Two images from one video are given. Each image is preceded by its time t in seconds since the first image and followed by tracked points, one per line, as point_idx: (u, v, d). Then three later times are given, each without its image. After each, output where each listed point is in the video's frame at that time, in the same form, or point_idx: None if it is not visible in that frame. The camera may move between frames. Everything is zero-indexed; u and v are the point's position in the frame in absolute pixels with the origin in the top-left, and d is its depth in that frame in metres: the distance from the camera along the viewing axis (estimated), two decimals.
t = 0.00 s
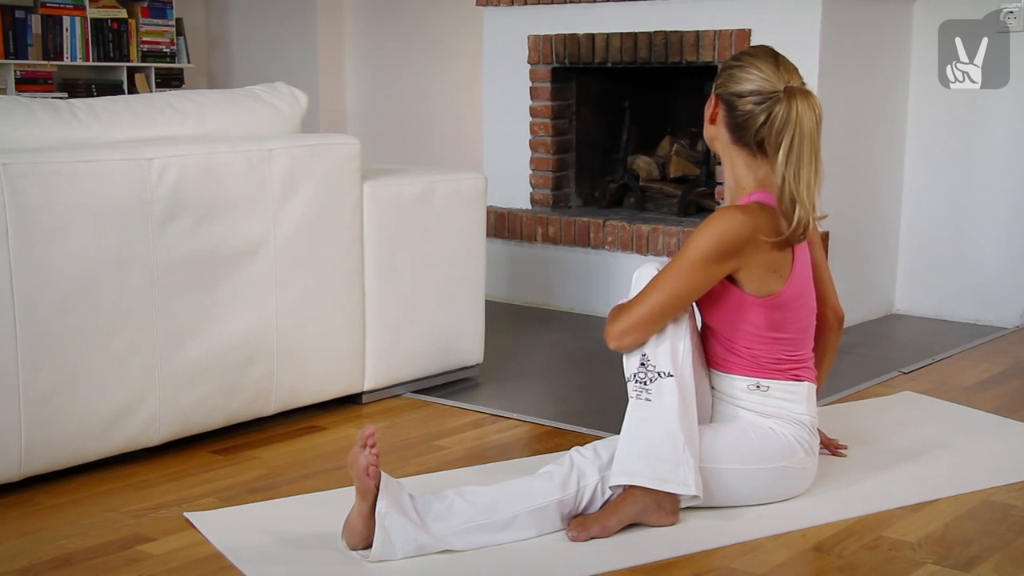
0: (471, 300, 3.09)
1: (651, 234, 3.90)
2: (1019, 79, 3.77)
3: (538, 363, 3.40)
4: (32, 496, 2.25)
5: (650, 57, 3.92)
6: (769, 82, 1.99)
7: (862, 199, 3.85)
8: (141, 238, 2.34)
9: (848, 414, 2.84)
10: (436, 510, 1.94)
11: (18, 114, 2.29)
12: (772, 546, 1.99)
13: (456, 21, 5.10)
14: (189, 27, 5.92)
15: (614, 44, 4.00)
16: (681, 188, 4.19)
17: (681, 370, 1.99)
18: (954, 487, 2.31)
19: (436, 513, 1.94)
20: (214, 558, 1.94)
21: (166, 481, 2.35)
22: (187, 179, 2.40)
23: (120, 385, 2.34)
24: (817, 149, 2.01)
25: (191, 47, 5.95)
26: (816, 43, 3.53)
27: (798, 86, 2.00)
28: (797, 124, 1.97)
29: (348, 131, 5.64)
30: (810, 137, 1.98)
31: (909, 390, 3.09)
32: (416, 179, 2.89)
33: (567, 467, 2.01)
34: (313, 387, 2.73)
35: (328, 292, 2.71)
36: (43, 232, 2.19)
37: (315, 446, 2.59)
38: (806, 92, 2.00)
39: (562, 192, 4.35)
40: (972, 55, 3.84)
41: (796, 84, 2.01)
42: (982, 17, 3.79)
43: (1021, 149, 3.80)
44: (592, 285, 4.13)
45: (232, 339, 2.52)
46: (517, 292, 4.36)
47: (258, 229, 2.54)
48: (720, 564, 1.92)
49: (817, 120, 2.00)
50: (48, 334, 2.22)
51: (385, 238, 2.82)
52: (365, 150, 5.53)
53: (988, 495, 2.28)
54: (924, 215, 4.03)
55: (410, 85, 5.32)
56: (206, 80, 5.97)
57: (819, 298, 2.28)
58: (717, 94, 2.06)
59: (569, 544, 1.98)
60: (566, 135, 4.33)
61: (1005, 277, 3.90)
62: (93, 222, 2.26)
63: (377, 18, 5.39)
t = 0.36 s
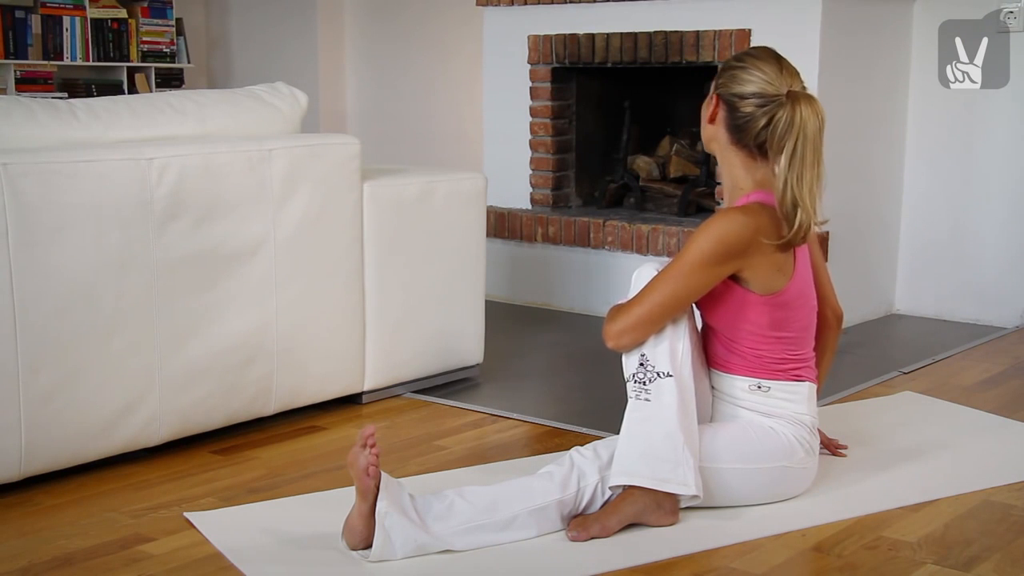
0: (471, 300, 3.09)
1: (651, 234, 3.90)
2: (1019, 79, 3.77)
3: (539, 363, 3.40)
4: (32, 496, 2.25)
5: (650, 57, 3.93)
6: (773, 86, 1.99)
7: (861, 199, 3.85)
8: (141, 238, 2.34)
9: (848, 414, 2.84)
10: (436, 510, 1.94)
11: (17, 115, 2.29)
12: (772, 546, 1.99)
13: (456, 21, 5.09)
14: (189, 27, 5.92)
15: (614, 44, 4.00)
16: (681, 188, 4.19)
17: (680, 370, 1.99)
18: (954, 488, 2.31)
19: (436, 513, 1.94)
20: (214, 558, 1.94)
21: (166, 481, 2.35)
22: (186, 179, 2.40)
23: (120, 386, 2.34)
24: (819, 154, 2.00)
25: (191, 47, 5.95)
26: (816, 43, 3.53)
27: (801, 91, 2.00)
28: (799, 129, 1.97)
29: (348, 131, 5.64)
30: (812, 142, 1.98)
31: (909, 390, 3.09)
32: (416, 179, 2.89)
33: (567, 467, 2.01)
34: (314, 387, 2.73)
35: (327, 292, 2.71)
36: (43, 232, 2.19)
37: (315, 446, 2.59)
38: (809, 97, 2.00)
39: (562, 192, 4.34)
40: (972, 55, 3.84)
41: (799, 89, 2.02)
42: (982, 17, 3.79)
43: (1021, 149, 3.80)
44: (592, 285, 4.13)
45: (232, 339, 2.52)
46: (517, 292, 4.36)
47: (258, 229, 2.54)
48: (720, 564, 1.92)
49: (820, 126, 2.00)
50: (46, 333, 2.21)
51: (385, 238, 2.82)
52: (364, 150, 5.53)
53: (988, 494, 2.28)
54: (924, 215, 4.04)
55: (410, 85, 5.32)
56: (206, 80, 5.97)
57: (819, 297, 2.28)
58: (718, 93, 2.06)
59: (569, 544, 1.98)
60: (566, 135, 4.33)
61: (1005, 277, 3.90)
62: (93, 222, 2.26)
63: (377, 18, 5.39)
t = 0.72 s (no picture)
0: (471, 300, 3.09)
1: (651, 234, 3.90)
2: (1019, 79, 3.77)
3: (539, 363, 3.40)
4: (33, 496, 2.25)
5: (650, 57, 3.93)
6: (782, 88, 2.00)
7: (862, 199, 3.85)
8: (141, 238, 2.34)
9: (849, 414, 2.84)
10: (436, 510, 1.94)
11: (18, 115, 2.29)
12: (772, 546, 1.99)
13: (456, 21, 5.09)
14: (189, 27, 5.92)
15: (614, 44, 4.00)
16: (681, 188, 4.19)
17: (669, 375, 1.99)
18: (954, 488, 2.31)
19: (437, 513, 1.94)
20: (214, 558, 1.94)
21: (166, 481, 2.35)
22: (187, 179, 2.40)
23: (120, 386, 2.34)
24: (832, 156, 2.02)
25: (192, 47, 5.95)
26: (816, 43, 3.53)
27: (809, 94, 2.01)
28: (814, 130, 1.97)
29: (348, 131, 5.64)
30: (826, 144, 1.99)
31: (909, 390, 3.08)
32: (416, 179, 2.89)
33: (567, 468, 2.01)
34: (314, 387, 2.73)
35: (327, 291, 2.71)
36: (43, 232, 2.19)
37: (315, 446, 2.59)
38: (819, 100, 2.01)
39: (562, 192, 4.34)
40: (972, 55, 3.84)
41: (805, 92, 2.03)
42: (982, 17, 3.79)
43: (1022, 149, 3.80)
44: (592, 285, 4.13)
45: (232, 339, 2.52)
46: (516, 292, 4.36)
47: (258, 229, 2.54)
48: (720, 564, 1.92)
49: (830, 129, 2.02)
50: (46, 332, 2.21)
51: (385, 238, 2.82)
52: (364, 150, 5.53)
53: (988, 494, 2.28)
54: (924, 215, 4.03)
55: (411, 85, 5.32)
56: (206, 80, 5.97)
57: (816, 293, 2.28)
58: (724, 94, 2.05)
59: (568, 544, 1.97)
60: (566, 135, 4.33)
61: (1005, 277, 3.90)
62: (93, 222, 2.26)
63: (377, 19, 5.39)
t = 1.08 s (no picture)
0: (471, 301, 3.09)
1: (651, 234, 3.90)
2: (1019, 80, 3.77)
3: (539, 363, 3.40)
4: (33, 496, 2.25)
5: (650, 57, 3.93)
6: (788, 88, 2.01)
7: (862, 199, 3.85)
8: (141, 238, 2.34)
9: (849, 414, 2.84)
10: (436, 510, 1.94)
11: (18, 115, 2.29)
12: (771, 546, 1.99)
13: (456, 21, 5.09)
14: (189, 27, 5.92)
15: (614, 44, 4.00)
16: (681, 188, 4.19)
17: (668, 376, 1.99)
18: (954, 487, 2.31)
19: (437, 514, 1.94)
20: (214, 558, 1.94)
21: (166, 481, 2.35)
22: (187, 179, 2.40)
23: (120, 386, 2.34)
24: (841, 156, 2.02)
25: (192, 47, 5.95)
26: (816, 43, 3.53)
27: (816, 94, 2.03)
28: (823, 130, 1.98)
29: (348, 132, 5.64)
30: (835, 144, 1.99)
31: (909, 390, 3.08)
32: (416, 179, 2.89)
33: (568, 467, 2.01)
34: (314, 387, 2.74)
35: (327, 291, 2.71)
36: (44, 232, 2.19)
37: (315, 446, 2.59)
38: (826, 100, 2.02)
39: (562, 192, 4.34)
40: (972, 55, 3.84)
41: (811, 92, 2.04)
42: (982, 17, 3.79)
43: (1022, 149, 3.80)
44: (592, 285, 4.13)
45: (233, 338, 2.52)
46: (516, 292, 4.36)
47: (258, 229, 2.54)
48: (721, 564, 1.92)
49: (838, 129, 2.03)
50: (45, 332, 2.21)
51: (385, 238, 2.82)
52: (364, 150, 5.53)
53: (988, 494, 2.28)
54: (924, 215, 4.03)
55: (410, 85, 5.32)
56: (206, 80, 5.97)
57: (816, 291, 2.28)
58: (730, 95, 2.06)
59: (568, 544, 1.97)
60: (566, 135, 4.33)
61: (1005, 277, 3.90)
62: (92, 222, 2.26)
63: (377, 19, 5.39)
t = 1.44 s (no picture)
0: (472, 301, 3.09)
1: (651, 234, 3.90)
2: (1019, 79, 3.77)
3: (539, 363, 3.40)
4: (33, 496, 2.25)
5: (650, 57, 3.93)
6: (792, 88, 2.03)
7: (862, 199, 3.85)
8: (141, 238, 2.34)
9: (849, 414, 2.84)
10: (436, 511, 1.95)
11: (17, 115, 2.29)
12: (772, 547, 1.99)
13: (456, 21, 5.09)
14: (189, 27, 5.92)
15: (614, 44, 4.01)
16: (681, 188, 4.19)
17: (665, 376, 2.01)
18: (954, 488, 2.31)
19: (436, 514, 1.94)
20: (214, 558, 1.94)
21: (166, 481, 2.35)
22: (187, 179, 2.40)
23: (120, 386, 2.34)
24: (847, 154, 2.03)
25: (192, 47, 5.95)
26: (816, 43, 3.53)
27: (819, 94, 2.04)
28: (831, 127, 1.98)
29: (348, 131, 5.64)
30: (843, 141, 2.00)
31: (909, 390, 3.09)
32: (416, 179, 2.89)
33: (568, 467, 2.01)
34: (314, 387, 2.74)
35: (328, 291, 2.71)
36: (44, 232, 2.19)
37: (315, 446, 2.59)
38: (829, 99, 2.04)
39: (562, 192, 4.34)
40: (972, 55, 3.84)
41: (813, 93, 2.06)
42: (982, 17, 3.79)
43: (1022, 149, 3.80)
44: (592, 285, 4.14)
45: (233, 338, 2.52)
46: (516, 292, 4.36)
47: (259, 229, 2.54)
48: (721, 564, 1.92)
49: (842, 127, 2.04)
50: (46, 333, 2.21)
51: (385, 238, 2.82)
52: (364, 150, 5.53)
53: (988, 494, 2.28)
54: (924, 215, 4.03)
55: (411, 85, 5.32)
56: (206, 80, 5.97)
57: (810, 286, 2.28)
58: (734, 97, 2.06)
59: (568, 544, 1.98)
60: (566, 135, 4.33)
61: (1005, 277, 3.90)
62: (92, 222, 2.26)
63: (377, 19, 5.39)
